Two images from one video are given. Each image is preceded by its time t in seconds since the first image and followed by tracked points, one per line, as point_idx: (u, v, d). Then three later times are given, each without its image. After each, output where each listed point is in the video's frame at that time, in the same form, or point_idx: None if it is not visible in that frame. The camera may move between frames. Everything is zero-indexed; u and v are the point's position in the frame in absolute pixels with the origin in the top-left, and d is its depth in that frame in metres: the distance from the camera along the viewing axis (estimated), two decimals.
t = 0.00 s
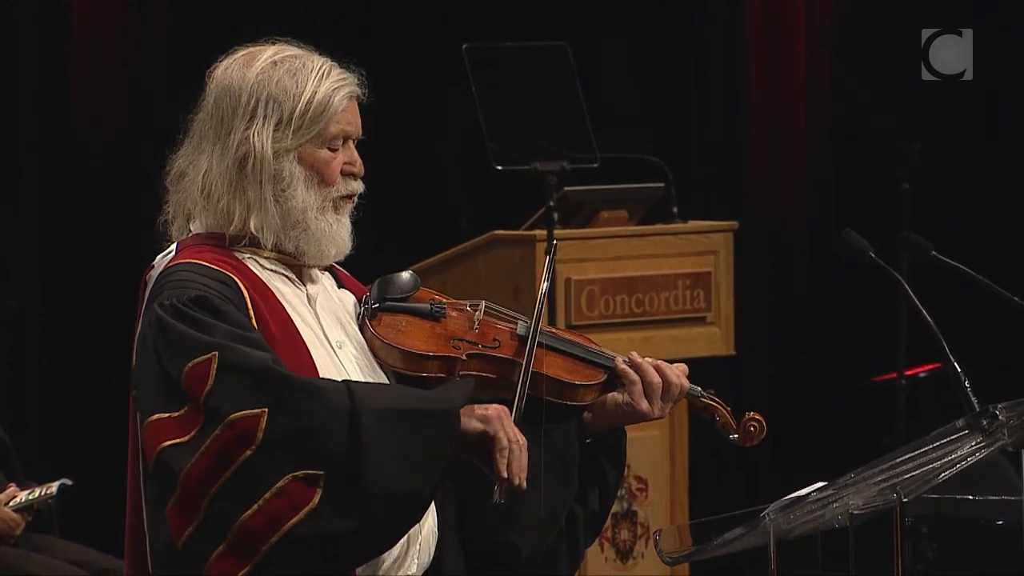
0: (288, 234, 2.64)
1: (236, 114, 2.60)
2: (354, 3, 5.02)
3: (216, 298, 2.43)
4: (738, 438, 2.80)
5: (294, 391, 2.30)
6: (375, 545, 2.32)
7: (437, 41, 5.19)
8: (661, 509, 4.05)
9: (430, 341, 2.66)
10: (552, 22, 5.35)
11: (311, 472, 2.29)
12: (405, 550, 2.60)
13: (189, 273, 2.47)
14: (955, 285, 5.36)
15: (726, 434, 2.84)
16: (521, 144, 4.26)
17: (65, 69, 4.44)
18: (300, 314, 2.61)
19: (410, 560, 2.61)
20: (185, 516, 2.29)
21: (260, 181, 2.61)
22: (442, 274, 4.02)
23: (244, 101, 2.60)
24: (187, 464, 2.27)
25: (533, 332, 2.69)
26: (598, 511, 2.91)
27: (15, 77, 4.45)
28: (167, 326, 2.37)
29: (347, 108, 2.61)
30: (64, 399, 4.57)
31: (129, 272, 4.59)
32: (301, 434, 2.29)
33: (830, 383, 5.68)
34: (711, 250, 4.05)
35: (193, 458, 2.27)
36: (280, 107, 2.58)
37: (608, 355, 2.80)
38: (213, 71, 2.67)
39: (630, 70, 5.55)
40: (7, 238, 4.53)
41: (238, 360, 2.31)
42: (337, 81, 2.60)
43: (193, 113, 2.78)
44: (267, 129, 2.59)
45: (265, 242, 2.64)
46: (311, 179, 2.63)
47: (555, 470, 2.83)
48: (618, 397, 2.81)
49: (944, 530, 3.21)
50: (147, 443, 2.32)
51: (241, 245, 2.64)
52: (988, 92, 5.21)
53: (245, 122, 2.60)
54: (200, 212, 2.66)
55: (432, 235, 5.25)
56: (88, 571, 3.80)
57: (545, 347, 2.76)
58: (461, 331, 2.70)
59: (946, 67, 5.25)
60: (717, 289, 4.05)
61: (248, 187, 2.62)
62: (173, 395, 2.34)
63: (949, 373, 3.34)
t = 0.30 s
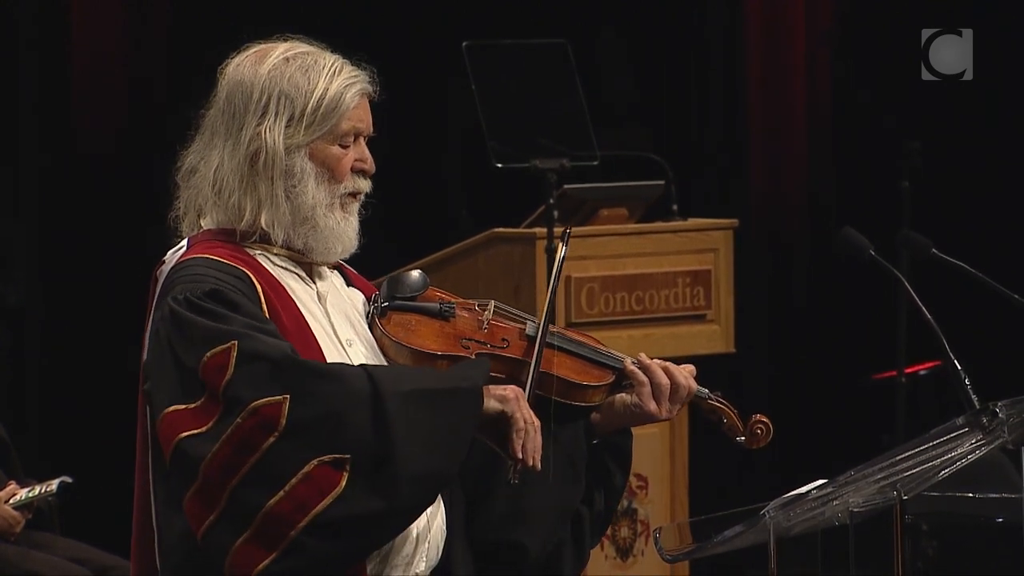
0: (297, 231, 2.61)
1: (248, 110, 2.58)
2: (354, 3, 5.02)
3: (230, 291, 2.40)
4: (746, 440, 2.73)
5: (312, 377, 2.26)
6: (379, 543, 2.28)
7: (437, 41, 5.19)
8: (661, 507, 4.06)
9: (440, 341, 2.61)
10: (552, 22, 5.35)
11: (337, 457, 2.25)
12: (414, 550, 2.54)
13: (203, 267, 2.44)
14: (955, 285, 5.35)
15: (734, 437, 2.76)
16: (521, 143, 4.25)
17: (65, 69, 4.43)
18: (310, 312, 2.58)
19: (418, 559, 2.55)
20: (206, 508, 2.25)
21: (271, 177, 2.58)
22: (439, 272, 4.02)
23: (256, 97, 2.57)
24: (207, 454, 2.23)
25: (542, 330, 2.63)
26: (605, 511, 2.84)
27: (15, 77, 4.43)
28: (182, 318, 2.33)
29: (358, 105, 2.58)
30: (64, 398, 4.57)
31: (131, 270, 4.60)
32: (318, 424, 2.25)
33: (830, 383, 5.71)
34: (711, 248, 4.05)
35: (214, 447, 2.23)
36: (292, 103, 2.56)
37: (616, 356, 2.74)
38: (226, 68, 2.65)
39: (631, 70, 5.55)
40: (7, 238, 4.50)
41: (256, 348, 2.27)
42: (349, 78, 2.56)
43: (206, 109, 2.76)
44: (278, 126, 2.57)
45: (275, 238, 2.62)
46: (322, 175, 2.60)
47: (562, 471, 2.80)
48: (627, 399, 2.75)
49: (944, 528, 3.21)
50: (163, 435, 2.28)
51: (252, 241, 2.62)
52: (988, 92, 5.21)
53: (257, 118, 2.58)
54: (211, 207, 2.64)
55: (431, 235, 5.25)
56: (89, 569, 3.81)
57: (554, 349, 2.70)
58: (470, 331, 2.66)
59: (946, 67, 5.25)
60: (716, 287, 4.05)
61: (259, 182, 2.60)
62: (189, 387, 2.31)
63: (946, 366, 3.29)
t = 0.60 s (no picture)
0: (308, 229, 2.57)
1: (262, 108, 2.54)
2: (354, 3, 5.02)
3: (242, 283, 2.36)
4: (758, 440, 2.70)
5: (333, 360, 2.20)
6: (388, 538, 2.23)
7: (437, 41, 5.19)
8: (661, 506, 4.05)
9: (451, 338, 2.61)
10: (551, 22, 5.35)
11: (362, 433, 2.20)
12: (424, 547, 2.52)
13: (214, 261, 2.41)
14: (957, 284, 5.36)
15: (745, 436, 2.73)
16: (521, 141, 4.28)
17: (65, 69, 4.43)
18: (322, 307, 2.55)
19: (426, 556, 2.53)
20: (230, 493, 2.19)
21: (283, 175, 2.54)
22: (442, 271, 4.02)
23: (270, 95, 2.54)
24: (230, 439, 2.17)
25: (555, 329, 2.61)
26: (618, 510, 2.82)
27: (15, 77, 4.42)
28: (195, 309, 2.28)
29: (371, 103, 2.54)
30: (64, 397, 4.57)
31: (131, 269, 4.60)
32: (337, 405, 2.19)
33: (830, 383, 5.72)
34: (711, 246, 4.05)
35: (237, 433, 2.17)
36: (305, 101, 2.52)
37: (629, 355, 2.69)
38: (240, 66, 2.62)
39: (631, 70, 5.54)
40: (7, 236, 4.49)
41: (274, 333, 2.21)
42: (362, 76, 2.53)
43: (221, 108, 2.73)
44: (292, 123, 2.52)
45: (287, 236, 2.58)
46: (334, 173, 2.56)
47: (572, 469, 2.77)
48: (639, 398, 2.71)
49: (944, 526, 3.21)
50: (181, 426, 2.21)
51: (264, 238, 2.58)
52: (989, 91, 5.25)
53: (271, 116, 2.54)
54: (224, 204, 2.60)
55: (431, 234, 5.27)
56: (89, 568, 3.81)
57: (567, 347, 2.67)
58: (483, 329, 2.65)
59: (946, 67, 5.28)
60: (716, 286, 4.05)
61: (272, 180, 2.55)
62: (207, 375, 2.24)
63: (946, 364, 3.28)
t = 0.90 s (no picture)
0: (317, 227, 2.56)
1: (272, 106, 2.54)
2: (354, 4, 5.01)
3: (245, 279, 2.36)
4: (764, 443, 2.65)
5: (331, 356, 2.20)
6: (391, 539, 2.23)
7: (437, 41, 5.19)
8: (662, 506, 4.06)
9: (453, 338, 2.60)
10: (552, 21, 5.34)
11: (359, 431, 2.19)
12: (425, 547, 2.52)
13: (218, 257, 2.41)
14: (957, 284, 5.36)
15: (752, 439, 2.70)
16: (522, 139, 4.28)
17: (65, 69, 4.42)
18: (326, 306, 2.55)
19: (428, 556, 2.53)
20: (226, 489, 2.18)
21: (292, 174, 2.54)
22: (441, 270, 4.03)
23: (280, 94, 2.53)
24: (228, 433, 2.17)
25: (555, 329, 2.60)
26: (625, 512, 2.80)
27: (15, 77, 4.41)
28: (197, 304, 2.27)
29: (381, 103, 2.52)
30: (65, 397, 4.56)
31: (133, 268, 4.61)
32: (331, 402, 2.19)
33: (830, 383, 5.73)
34: (711, 246, 4.05)
35: (235, 427, 2.17)
36: (314, 100, 2.51)
37: (633, 357, 2.66)
38: (251, 65, 2.62)
39: (631, 70, 5.54)
40: (7, 235, 4.48)
41: (274, 328, 2.21)
42: (372, 75, 2.51)
43: (231, 106, 2.73)
44: (300, 122, 2.52)
45: (295, 234, 2.57)
46: (342, 172, 2.55)
47: (577, 469, 2.75)
48: (642, 400, 2.68)
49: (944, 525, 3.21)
50: (180, 420, 2.20)
51: (272, 236, 2.57)
52: (988, 91, 5.25)
53: (280, 115, 2.53)
54: (232, 202, 2.60)
55: (432, 234, 5.27)
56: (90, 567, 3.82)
57: (570, 348, 2.65)
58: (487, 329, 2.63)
59: (946, 67, 5.29)
60: (717, 286, 4.05)
61: (280, 178, 2.55)
62: (207, 369, 2.24)
63: (947, 364, 3.28)
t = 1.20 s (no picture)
0: (310, 228, 2.56)
1: (263, 107, 2.53)
2: (355, 4, 5.01)
3: (227, 284, 2.34)
4: (760, 445, 2.65)
5: (288, 373, 2.15)
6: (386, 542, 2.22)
7: (437, 41, 5.19)
8: (662, 505, 4.06)
9: (448, 339, 2.57)
10: (552, 21, 5.34)
11: (311, 452, 2.14)
12: (419, 550, 2.51)
13: (205, 261, 2.39)
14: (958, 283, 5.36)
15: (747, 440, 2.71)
16: (520, 139, 4.29)
17: (65, 69, 4.42)
18: (317, 308, 2.53)
19: (421, 559, 2.52)
20: (190, 501, 2.18)
21: (284, 174, 2.53)
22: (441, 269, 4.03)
23: (271, 94, 2.52)
24: (189, 448, 2.16)
25: (550, 331, 2.59)
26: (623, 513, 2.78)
27: (15, 77, 4.41)
28: (175, 312, 2.26)
29: (373, 103, 2.52)
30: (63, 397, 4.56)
31: (132, 268, 4.61)
32: (290, 418, 2.14)
33: (830, 383, 5.74)
34: (711, 246, 4.05)
35: (195, 442, 2.15)
36: (306, 100, 2.50)
37: (628, 358, 2.68)
38: (242, 65, 2.60)
39: (631, 70, 5.53)
40: (7, 234, 4.49)
41: (237, 341, 2.18)
42: (364, 76, 2.51)
43: (222, 106, 2.72)
44: (292, 123, 2.51)
45: (288, 235, 2.56)
46: (335, 172, 2.54)
47: (571, 470, 2.76)
48: (636, 401, 2.67)
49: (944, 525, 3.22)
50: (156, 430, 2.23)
51: (264, 238, 2.56)
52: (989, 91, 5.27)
53: (271, 116, 2.52)
54: (224, 203, 2.59)
55: (434, 233, 5.27)
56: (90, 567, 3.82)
57: (564, 350, 2.64)
58: (481, 331, 2.60)
59: (946, 67, 5.30)
60: (717, 286, 4.05)
61: (272, 179, 2.54)
62: (181, 380, 2.24)
63: (948, 364, 3.27)
